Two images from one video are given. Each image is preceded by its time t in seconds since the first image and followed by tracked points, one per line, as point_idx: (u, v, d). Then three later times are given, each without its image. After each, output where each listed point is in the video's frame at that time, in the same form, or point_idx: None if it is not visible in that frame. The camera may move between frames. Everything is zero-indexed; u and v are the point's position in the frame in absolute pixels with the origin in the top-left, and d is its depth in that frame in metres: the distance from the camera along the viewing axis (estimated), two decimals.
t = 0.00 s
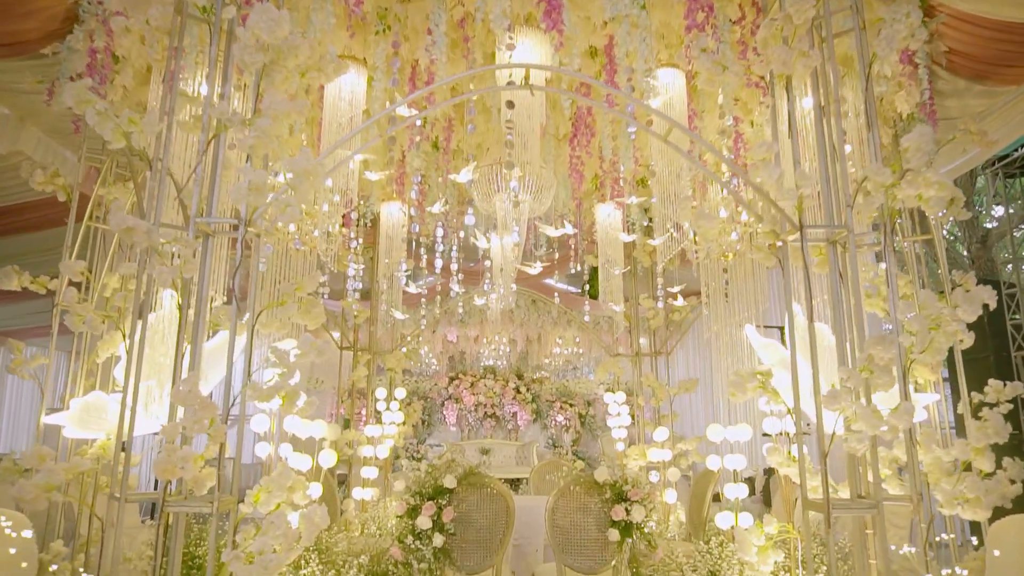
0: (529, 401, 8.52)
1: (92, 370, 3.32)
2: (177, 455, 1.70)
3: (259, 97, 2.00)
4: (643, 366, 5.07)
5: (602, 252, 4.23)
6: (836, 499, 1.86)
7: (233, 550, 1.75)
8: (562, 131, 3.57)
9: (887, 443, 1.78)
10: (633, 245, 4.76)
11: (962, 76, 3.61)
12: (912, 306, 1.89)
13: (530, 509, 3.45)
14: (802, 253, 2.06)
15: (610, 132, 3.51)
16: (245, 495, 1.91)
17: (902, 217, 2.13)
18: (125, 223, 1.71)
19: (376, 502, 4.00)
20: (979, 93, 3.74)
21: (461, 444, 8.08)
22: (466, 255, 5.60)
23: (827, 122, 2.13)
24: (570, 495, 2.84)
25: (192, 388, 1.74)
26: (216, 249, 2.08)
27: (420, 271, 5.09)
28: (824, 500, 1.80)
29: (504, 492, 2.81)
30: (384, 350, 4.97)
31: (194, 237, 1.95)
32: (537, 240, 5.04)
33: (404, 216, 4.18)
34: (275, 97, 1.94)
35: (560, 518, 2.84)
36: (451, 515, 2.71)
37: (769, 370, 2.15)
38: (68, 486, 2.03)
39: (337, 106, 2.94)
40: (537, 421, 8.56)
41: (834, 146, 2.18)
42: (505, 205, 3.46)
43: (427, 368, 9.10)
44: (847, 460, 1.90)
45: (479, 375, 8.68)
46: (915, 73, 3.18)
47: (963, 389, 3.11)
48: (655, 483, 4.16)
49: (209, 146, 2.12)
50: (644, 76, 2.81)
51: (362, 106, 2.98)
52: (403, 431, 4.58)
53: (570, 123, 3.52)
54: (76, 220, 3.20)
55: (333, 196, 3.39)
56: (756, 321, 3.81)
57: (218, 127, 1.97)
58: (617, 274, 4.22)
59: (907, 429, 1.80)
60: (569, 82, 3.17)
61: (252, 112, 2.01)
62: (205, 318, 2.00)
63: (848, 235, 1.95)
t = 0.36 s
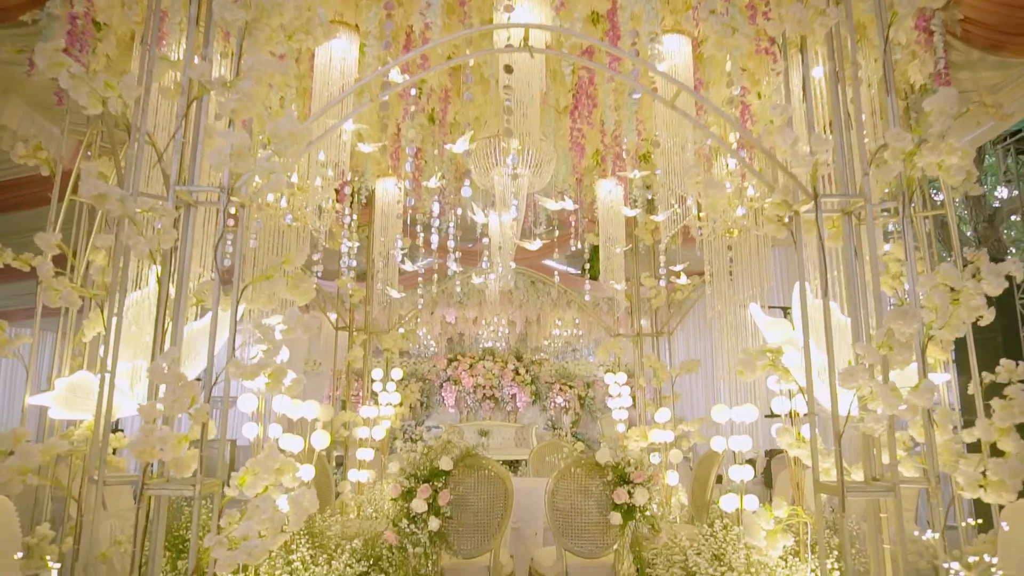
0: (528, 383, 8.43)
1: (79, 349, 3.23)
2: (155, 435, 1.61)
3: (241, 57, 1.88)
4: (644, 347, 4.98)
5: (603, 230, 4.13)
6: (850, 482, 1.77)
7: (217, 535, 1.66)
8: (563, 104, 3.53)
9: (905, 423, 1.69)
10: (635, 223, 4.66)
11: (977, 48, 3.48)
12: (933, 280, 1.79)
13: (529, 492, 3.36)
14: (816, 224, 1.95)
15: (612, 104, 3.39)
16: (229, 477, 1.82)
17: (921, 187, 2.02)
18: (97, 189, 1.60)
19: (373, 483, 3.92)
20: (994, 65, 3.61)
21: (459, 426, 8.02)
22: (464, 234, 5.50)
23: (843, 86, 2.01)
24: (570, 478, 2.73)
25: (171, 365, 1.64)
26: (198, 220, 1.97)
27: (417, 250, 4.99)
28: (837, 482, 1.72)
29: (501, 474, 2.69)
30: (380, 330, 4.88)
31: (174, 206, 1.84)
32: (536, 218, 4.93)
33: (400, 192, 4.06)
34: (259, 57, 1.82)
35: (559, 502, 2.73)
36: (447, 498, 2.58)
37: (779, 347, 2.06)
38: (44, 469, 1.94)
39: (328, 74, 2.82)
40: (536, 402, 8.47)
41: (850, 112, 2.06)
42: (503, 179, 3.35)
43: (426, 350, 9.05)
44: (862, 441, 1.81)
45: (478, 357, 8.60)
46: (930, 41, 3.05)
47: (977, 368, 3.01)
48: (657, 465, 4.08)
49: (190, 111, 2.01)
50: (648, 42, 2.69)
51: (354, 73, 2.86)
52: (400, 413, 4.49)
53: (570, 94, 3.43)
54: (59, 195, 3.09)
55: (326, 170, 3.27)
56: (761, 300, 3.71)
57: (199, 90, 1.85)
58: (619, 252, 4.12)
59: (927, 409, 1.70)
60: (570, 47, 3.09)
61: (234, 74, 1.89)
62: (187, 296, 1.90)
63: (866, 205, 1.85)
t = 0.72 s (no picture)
0: (528, 364, 8.35)
1: (66, 327, 3.14)
2: (135, 412, 1.51)
3: (225, 13, 1.77)
4: (646, 326, 4.89)
5: (605, 206, 4.02)
6: (868, 462, 1.69)
7: (202, 516, 1.57)
8: (565, 75, 3.42)
9: (927, 401, 1.60)
10: (637, 200, 4.56)
11: (994, 17, 3.35)
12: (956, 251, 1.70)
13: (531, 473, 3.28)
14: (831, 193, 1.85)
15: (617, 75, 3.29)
16: (216, 457, 1.73)
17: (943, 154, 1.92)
18: (70, 150, 1.50)
19: (370, 464, 3.85)
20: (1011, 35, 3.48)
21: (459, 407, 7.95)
22: (464, 212, 5.40)
23: (863, 47, 1.90)
24: (572, 459, 2.64)
25: (152, 338, 1.55)
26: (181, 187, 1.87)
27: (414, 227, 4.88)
28: (855, 463, 1.63)
29: (501, 455, 2.61)
30: (378, 310, 4.79)
31: (156, 171, 1.74)
32: (537, 195, 4.83)
33: (397, 167, 3.95)
34: (243, 13, 1.71)
35: (560, 483, 2.64)
36: (445, 479, 2.49)
37: (790, 322, 1.97)
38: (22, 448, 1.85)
39: (320, 41, 2.70)
40: (536, 384, 8.39)
41: (869, 76, 1.96)
42: (503, 151, 3.25)
43: (425, 331, 8.98)
44: (878, 419, 1.73)
45: (477, 338, 8.51)
46: (948, 8, 2.93)
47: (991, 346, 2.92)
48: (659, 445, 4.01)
49: (172, 73, 1.90)
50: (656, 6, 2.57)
51: (347, 40, 2.74)
52: (397, 392, 4.42)
53: (573, 65, 3.33)
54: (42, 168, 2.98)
55: (320, 142, 3.16)
56: (768, 278, 3.61)
57: (180, 47, 1.74)
58: (621, 229, 4.02)
59: (949, 385, 1.62)
60: (575, 12, 2.96)
61: (217, 32, 1.78)
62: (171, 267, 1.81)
63: (887, 172, 1.75)
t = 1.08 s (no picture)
0: (528, 346, 8.28)
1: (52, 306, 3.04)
2: (112, 391, 1.42)
3: None
4: (648, 307, 4.81)
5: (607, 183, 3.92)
6: (886, 442, 1.60)
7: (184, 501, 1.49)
8: (566, 45, 3.33)
9: (950, 378, 1.52)
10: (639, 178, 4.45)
11: None
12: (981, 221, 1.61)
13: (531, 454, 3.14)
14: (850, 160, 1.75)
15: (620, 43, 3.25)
16: (200, 438, 1.64)
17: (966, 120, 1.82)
18: (37, 111, 1.39)
19: (367, 446, 3.78)
20: None
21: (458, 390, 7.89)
22: (463, 191, 5.29)
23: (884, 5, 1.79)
24: (574, 441, 2.47)
25: (129, 312, 1.45)
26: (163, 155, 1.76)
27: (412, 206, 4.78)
28: (874, 443, 1.55)
29: (502, 436, 2.48)
30: (374, 290, 4.70)
31: (133, 136, 1.63)
32: (537, 172, 4.72)
33: (393, 143, 3.84)
34: None
35: (562, 465, 2.48)
36: (442, 461, 2.36)
37: (804, 297, 1.88)
38: None
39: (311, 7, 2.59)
40: (536, 366, 8.32)
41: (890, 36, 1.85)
42: (502, 124, 3.15)
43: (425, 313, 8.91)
44: (897, 397, 1.64)
45: (477, 321, 8.44)
46: None
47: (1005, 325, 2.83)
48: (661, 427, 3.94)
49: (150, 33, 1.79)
50: None
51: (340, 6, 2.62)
52: (395, 374, 4.34)
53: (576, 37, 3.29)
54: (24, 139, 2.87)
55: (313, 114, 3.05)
56: (774, 256, 3.53)
57: (157, 4, 1.63)
58: (623, 207, 3.91)
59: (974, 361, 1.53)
60: None
61: None
62: (153, 240, 1.72)
63: (909, 137, 1.65)
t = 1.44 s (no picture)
0: (528, 332, 8.16)
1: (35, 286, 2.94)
2: (80, 372, 1.31)
3: None
4: (651, 290, 4.69)
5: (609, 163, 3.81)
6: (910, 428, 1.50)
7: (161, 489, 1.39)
8: (567, 17, 3.33)
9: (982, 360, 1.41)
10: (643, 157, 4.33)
11: None
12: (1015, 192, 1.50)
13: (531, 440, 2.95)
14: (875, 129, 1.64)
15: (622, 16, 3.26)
16: (180, 424, 1.54)
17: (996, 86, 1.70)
18: None
19: (363, 432, 3.68)
20: None
21: (458, 375, 7.79)
22: (462, 173, 5.18)
23: None
24: (576, 426, 2.27)
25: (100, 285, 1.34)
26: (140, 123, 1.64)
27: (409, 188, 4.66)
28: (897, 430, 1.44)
29: (503, 421, 2.20)
30: (371, 272, 4.59)
31: (105, 100, 1.51)
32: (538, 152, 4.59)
33: (390, 121, 3.72)
34: None
35: (564, 451, 2.28)
36: (439, 448, 2.10)
37: (822, 275, 1.77)
38: None
39: None
40: (536, 352, 8.20)
41: None
42: (502, 98, 3.02)
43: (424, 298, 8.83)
44: (922, 381, 1.54)
45: (477, 306, 8.33)
46: None
47: None
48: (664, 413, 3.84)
49: None
50: None
51: None
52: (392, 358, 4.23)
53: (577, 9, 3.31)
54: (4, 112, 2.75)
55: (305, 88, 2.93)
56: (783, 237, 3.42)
57: None
58: (627, 186, 3.80)
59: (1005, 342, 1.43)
60: None
61: None
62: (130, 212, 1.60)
63: (939, 103, 1.53)
